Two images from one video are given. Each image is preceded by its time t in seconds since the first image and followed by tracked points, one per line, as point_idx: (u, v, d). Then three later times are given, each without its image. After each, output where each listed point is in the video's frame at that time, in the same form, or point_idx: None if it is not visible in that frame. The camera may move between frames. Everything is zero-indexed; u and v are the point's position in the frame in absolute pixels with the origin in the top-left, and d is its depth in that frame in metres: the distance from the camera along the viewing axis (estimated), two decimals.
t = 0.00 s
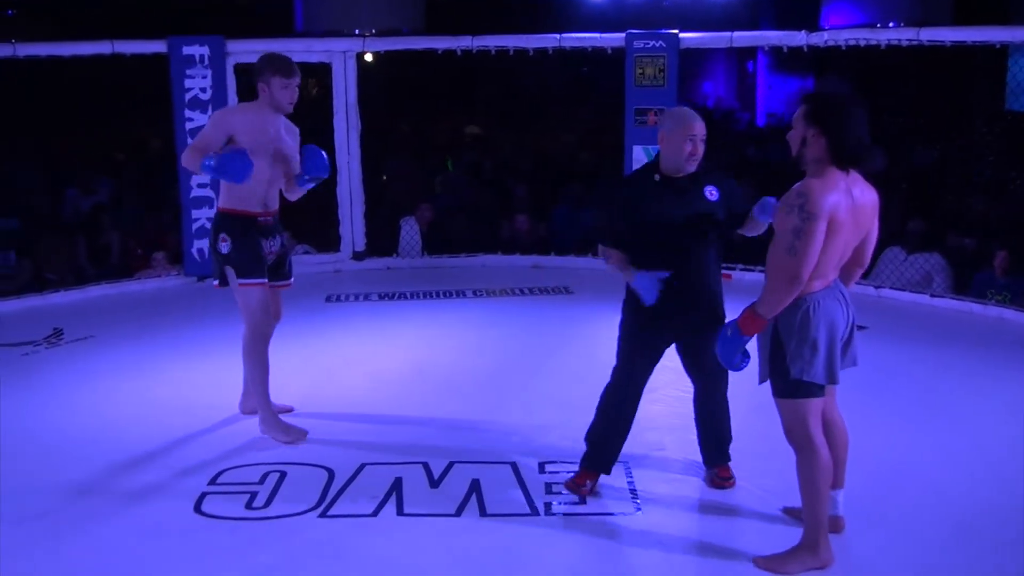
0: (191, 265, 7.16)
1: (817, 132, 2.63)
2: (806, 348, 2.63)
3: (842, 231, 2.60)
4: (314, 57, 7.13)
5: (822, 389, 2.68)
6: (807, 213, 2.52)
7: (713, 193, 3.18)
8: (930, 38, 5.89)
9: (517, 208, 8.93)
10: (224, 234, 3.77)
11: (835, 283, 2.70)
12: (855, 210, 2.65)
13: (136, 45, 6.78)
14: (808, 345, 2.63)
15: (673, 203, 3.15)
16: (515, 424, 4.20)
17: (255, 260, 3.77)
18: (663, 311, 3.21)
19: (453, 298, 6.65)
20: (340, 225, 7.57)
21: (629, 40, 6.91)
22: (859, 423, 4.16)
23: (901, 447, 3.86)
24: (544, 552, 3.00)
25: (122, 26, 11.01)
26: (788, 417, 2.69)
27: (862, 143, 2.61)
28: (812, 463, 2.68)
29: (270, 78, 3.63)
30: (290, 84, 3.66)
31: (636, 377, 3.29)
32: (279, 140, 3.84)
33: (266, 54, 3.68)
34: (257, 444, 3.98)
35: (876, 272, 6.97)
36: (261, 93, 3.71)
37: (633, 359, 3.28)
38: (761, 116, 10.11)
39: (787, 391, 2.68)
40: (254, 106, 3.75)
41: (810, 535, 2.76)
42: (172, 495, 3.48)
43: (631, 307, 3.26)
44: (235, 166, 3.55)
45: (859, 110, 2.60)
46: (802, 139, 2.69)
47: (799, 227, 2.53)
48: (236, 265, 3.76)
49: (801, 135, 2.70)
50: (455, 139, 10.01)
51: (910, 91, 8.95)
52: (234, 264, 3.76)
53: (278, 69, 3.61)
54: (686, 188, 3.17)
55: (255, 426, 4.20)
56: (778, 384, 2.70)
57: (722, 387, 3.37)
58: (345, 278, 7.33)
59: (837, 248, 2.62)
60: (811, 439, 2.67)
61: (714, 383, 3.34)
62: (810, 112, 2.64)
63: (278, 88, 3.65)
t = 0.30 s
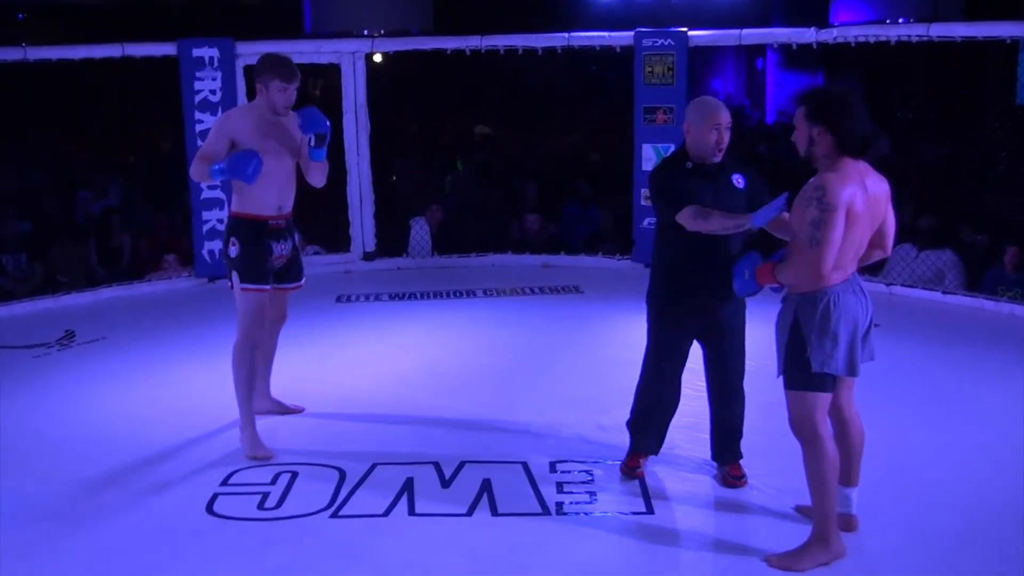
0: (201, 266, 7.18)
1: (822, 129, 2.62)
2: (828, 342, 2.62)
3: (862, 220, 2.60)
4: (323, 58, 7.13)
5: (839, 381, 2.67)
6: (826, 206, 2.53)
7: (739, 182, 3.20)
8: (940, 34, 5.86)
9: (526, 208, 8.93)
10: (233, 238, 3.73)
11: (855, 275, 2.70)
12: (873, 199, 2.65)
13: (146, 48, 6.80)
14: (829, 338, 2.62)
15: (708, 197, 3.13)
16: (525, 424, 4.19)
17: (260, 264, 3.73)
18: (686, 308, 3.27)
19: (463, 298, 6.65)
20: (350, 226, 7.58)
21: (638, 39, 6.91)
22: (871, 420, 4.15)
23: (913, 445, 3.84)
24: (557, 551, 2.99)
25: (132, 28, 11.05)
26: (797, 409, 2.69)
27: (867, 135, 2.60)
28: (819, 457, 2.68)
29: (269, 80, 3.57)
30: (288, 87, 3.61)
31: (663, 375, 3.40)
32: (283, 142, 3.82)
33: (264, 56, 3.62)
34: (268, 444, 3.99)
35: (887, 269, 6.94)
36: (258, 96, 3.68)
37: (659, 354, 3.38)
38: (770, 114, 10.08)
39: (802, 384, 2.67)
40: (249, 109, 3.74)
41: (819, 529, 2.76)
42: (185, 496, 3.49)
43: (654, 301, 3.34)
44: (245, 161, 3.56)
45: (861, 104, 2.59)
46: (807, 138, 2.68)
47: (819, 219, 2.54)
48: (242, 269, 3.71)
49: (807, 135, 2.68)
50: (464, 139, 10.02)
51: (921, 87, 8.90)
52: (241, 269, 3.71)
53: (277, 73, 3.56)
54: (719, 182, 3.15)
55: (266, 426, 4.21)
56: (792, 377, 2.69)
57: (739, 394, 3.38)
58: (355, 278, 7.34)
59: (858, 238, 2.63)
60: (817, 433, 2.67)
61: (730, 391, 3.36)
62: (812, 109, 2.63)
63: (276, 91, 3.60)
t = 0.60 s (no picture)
0: (203, 268, 7.19)
1: (817, 126, 2.64)
2: (846, 341, 2.61)
3: (865, 210, 2.60)
4: (325, 59, 7.14)
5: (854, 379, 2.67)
6: (822, 191, 2.54)
7: (723, 182, 3.37)
8: (942, 34, 5.85)
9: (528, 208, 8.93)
10: (240, 249, 3.68)
11: (870, 273, 2.68)
12: (877, 193, 2.64)
13: (148, 50, 6.80)
14: (847, 337, 2.61)
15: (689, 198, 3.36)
16: (528, 424, 4.19)
17: (267, 276, 3.69)
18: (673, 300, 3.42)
19: (465, 299, 6.65)
20: (352, 227, 7.58)
21: (639, 39, 6.90)
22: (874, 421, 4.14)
23: (915, 444, 3.85)
24: (559, 552, 2.99)
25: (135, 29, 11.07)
26: (800, 406, 2.69)
27: (863, 131, 2.61)
28: (818, 455, 2.68)
29: (258, 80, 3.55)
30: (279, 83, 3.59)
31: (650, 367, 3.59)
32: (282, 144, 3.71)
33: (247, 56, 3.58)
34: (272, 445, 3.99)
35: (889, 269, 6.93)
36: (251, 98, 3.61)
37: (648, 346, 3.55)
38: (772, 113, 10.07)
39: (812, 381, 2.67)
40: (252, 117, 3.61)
41: (819, 526, 2.77)
42: (187, 498, 3.49)
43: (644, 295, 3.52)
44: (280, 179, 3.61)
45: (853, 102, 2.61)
46: (804, 139, 2.70)
47: (817, 205, 2.55)
48: (248, 282, 3.67)
49: (802, 137, 2.71)
50: (465, 139, 10.01)
51: (923, 86, 8.88)
52: (249, 283, 3.67)
53: (265, 71, 3.53)
54: (702, 184, 3.35)
55: (270, 428, 4.22)
56: (807, 375, 2.68)
57: (736, 393, 3.43)
58: (357, 279, 7.35)
59: (863, 228, 2.62)
60: (815, 431, 2.67)
61: (727, 391, 3.40)
62: (807, 110, 2.66)
63: (268, 90, 3.58)
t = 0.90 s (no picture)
0: (205, 271, 7.19)
1: (815, 126, 2.64)
2: (860, 339, 2.61)
3: (870, 204, 2.61)
4: (325, 62, 7.14)
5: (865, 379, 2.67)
6: (828, 183, 2.56)
7: (663, 183, 3.51)
8: (943, 34, 5.85)
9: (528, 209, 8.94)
10: (252, 255, 3.63)
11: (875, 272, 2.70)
12: (877, 189, 2.67)
13: (149, 53, 6.80)
14: (860, 336, 2.61)
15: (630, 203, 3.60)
16: (529, 425, 4.20)
17: (280, 280, 3.69)
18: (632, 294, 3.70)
19: (466, 301, 6.66)
20: (353, 229, 7.59)
21: (640, 40, 6.90)
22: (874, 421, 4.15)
23: (916, 444, 3.85)
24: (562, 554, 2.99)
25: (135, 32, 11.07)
26: (812, 405, 2.68)
27: (861, 130, 2.62)
28: (821, 455, 2.68)
29: (269, 85, 3.57)
30: (288, 91, 3.62)
31: (638, 351, 3.78)
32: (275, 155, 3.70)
33: (255, 62, 3.60)
34: (274, 448, 4.00)
35: (890, 270, 6.93)
36: (256, 103, 3.61)
37: (633, 331, 3.76)
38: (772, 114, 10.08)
39: (821, 382, 2.66)
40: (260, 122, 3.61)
41: (822, 525, 2.77)
42: (190, 501, 3.50)
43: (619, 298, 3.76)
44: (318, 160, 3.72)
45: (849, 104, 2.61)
46: (802, 140, 2.69)
47: (825, 197, 2.56)
48: (263, 288, 3.66)
49: (799, 139, 2.70)
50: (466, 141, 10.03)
51: (923, 85, 8.85)
52: (265, 288, 3.66)
53: (279, 77, 3.57)
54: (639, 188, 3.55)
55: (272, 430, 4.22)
56: (821, 377, 2.66)
57: (707, 365, 3.61)
58: (358, 281, 7.35)
59: (869, 222, 2.63)
60: (824, 432, 2.67)
61: (695, 361, 3.60)
62: (803, 112, 2.66)
63: (278, 97, 3.60)
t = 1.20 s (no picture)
0: (209, 272, 7.20)
1: (823, 125, 2.65)
2: (863, 342, 2.60)
3: (878, 206, 2.64)
4: (329, 65, 7.15)
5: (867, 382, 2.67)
6: (845, 184, 2.56)
7: (653, 176, 3.59)
8: (946, 36, 5.84)
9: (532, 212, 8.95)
10: (260, 252, 3.60)
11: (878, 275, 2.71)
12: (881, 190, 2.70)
13: (153, 55, 6.82)
14: (863, 338, 2.60)
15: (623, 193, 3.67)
16: (532, 427, 4.20)
17: (292, 272, 3.64)
18: (629, 286, 3.76)
19: (470, 302, 6.66)
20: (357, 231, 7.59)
21: (643, 43, 6.91)
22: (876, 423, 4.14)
23: (921, 447, 3.84)
24: (564, 556, 2.99)
25: (140, 35, 11.10)
26: (812, 408, 2.66)
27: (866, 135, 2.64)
28: (816, 457, 2.68)
29: (283, 85, 3.56)
30: (302, 89, 3.60)
31: (642, 349, 3.83)
32: (295, 153, 3.72)
33: (269, 61, 3.58)
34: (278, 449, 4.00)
35: (894, 272, 6.92)
36: (272, 102, 3.61)
37: (637, 330, 3.81)
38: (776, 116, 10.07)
39: (816, 383, 2.65)
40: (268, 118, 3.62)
41: (822, 526, 2.76)
42: (193, 502, 3.50)
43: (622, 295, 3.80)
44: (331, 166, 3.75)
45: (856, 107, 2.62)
46: (808, 140, 2.69)
47: (842, 198, 2.56)
48: (276, 283, 3.62)
49: (803, 140, 2.71)
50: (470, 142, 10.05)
51: (927, 88, 8.80)
52: (277, 283, 3.62)
53: (292, 77, 3.55)
54: (631, 182, 3.63)
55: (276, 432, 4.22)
56: (821, 381, 2.65)
57: (701, 357, 3.83)
58: (362, 283, 7.36)
59: (878, 223, 2.66)
60: (812, 430, 2.67)
61: (693, 353, 3.80)
62: (811, 112, 2.66)
63: (293, 96, 3.59)
